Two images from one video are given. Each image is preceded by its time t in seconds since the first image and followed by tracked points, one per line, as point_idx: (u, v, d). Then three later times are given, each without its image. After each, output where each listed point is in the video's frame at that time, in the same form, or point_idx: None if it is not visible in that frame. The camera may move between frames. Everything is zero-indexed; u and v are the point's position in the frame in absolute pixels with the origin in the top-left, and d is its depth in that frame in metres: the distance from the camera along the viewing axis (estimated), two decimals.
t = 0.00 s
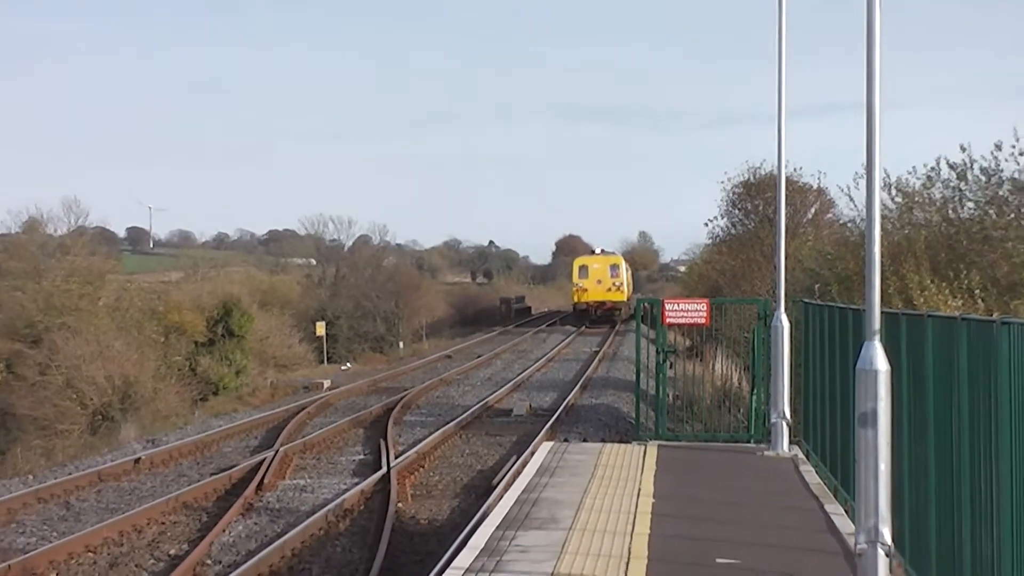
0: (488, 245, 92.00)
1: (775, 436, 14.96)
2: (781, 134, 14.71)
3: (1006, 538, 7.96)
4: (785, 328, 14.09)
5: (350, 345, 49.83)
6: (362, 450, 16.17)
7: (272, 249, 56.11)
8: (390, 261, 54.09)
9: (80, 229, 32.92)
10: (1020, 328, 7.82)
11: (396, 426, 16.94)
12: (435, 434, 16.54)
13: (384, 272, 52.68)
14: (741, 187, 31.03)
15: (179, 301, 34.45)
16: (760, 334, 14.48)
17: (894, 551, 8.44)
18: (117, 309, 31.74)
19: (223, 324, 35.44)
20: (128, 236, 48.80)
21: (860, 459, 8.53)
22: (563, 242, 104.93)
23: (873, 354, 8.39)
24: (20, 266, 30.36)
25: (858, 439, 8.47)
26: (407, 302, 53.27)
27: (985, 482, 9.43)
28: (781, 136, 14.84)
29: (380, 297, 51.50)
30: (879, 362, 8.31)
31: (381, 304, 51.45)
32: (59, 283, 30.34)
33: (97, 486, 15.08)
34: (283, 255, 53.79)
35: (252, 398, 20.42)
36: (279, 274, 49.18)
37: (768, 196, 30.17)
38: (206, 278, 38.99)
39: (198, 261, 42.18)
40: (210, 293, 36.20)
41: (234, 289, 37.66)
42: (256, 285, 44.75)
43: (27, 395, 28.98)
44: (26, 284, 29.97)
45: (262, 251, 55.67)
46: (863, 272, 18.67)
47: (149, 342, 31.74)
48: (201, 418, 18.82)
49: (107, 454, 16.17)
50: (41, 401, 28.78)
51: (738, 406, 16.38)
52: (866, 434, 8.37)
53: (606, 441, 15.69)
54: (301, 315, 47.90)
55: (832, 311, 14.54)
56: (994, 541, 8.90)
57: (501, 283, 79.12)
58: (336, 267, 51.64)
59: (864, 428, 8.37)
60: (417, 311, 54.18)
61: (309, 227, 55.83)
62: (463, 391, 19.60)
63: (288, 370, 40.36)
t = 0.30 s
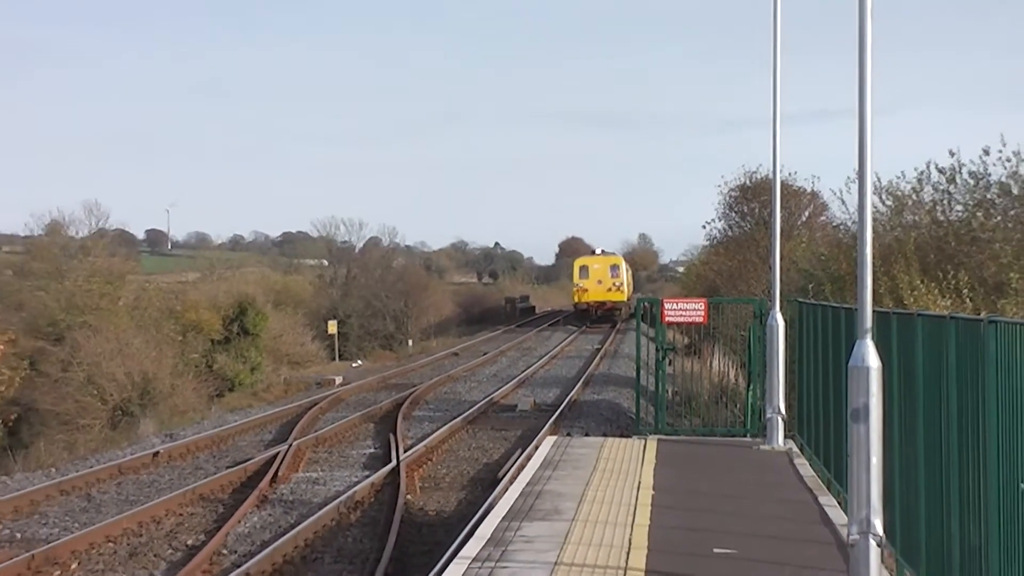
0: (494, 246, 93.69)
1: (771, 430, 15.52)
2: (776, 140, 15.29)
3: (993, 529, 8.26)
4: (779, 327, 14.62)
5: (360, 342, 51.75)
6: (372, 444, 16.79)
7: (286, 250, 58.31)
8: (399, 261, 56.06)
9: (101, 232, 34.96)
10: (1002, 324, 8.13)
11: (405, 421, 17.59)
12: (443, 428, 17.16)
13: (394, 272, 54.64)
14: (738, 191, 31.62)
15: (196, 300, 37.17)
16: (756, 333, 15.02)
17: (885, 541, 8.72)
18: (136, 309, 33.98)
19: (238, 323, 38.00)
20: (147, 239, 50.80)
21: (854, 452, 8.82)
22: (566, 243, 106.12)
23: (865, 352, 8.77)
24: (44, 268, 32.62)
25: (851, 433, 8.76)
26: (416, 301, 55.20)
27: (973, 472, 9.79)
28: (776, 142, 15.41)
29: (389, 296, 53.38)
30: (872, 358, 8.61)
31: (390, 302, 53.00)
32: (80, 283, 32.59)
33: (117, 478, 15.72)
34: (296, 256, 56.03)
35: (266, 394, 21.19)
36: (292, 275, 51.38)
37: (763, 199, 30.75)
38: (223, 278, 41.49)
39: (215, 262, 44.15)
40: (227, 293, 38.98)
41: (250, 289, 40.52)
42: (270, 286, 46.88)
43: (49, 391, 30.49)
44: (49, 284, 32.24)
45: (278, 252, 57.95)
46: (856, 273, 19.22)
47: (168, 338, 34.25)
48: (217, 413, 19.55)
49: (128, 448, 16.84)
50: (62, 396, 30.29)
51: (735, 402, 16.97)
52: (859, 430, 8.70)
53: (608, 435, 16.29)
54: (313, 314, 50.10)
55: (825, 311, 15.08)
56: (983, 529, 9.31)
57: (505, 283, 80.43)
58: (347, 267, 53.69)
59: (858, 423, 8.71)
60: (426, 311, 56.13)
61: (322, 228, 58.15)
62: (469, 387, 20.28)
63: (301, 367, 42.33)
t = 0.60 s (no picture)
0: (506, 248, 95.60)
1: (773, 425, 16.05)
2: (778, 146, 15.84)
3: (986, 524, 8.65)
4: (782, 326, 15.10)
5: (377, 340, 53.57)
6: (388, 438, 17.47)
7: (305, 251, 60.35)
8: (414, 262, 57.92)
9: (126, 236, 37.23)
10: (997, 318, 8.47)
11: (420, 416, 18.34)
12: (457, 423, 17.84)
13: (409, 271, 56.58)
14: (741, 194, 32.19)
15: (219, 299, 39.06)
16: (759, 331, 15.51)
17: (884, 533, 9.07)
18: (160, 309, 35.42)
19: (259, 321, 39.61)
20: (170, 239, 53.04)
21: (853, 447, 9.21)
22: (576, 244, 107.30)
23: (865, 350, 9.19)
24: (72, 268, 34.64)
25: (851, 429, 9.13)
26: (431, 300, 57.08)
27: (965, 465, 10.19)
28: (778, 147, 15.94)
29: (405, 295, 55.22)
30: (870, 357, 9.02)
31: (406, 302, 54.99)
32: (107, 283, 34.44)
33: (143, 471, 16.37)
34: (315, 257, 58.18)
35: (286, 391, 22.00)
36: (311, 275, 53.55)
37: (765, 201, 31.31)
38: (244, 278, 43.77)
39: (236, 264, 46.08)
40: (248, 293, 40.78)
41: (269, 289, 42.67)
42: (289, 286, 49.05)
43: (77, 386, 32.18)
44: (77, 284, 34.21)
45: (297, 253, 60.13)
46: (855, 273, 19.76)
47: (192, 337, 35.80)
48: (238, 409, 20.28)
49: (153, 442, 17.53)
50: (90, 392, 31.99)
51: (738, 397, 17.56)
52: (858, 425, 9.11)
53: (617, 429, 16.89)
54: (331, 313, 52.10)
55: (826, 310, 15.59)
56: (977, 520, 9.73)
57: (516, 284, 81.82)
58: (364, 268, 55.66)
59: (857, 418, 9.13)
60: (440, 308, 58.02)
61: (339, 231, 60.30)
62: (482, 384, 21.06)
63: (319, 362, 44.29)
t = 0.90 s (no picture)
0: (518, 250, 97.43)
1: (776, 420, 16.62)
2: (778, 151, 16.41)
3: (983, 518, 9.11)
4: (784, 325, 15.59)
5: (393, 338, 54.94)
6: (404, 433, 18.19)
7: (324, 254, 62.32)
8: (429, 263, 59.66)
9: (149, 237, 39.63)
10: (994, 320, 8.92)
11: (435, 412, 19.11)
12: (470, 419, 18.56)
13: (423, 272, 58.35)
14: (744, 197, 32.82)
15: (239, 299, 41.61)
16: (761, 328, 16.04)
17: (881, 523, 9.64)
18: (184, 307, 38.07)
19: (279, 320, 42.11)
20: (192, 244, 55.54)
21: (853, 441, 9.72)
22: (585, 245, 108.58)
23: (864, 349, 9.73)
24: (100, 270, 37.07)
25: (850, 423, 9.68)
26: (445, 300, 58.75)
27: (960, 459, 10.72)
28: (779, 152, 16.51)
29: (420, 295, 56.75)
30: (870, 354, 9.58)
31: (421, 302, 56.51)
32: (132, 283, 36.85)
33: (167, 465, 17.01)
34: (333, 259, 60.16)
35: (305, 388, 22.81)
36: (330, 276, 55.51)
37: (767, 204, 31.91)
38: (265, 278, 46.29)
39: (257, 266, 48.03)
40: (268, 293, 43.37)
41: (287, 290, 45.20)
42: (308, 286, 51.07)
43: (102, 383, 34.20)
44: (103, 283, 36.71)
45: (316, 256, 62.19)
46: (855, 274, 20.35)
47: (215, 334, 38.06)
48: (259, 404, 21.00)
49: (176, 437, 18.23)
50: (117, 388, 34.11)
51: (740, 395, 17.99)
52: (857, 421, 9.65)
53: (624, 425, 17.54)
54: (349, 310, 53.92)
55: (826, 309, 16.14)
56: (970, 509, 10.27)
57: (527, 285, 83.31)
58: (380, 269, 57.22)
59: (856, 415, 9.68)
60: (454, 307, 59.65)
61: (357, 235, 62.24)
62: (494, 381, 21.86)
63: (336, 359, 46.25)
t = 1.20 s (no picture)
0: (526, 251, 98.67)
1: (775, 416, 17.20)
2: (779, 156, 16.96)
3: (975, 509, 9.66)
4: (783, 324, 16.14)
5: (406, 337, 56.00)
6: (415, 428, 18.81)
7: (338, 256, 63.62)
8: (441, 264, 60.74)
9: (172, 239, 40.87)
10: (988, 323, 9.42)
11: (446, 408, 19.74)
12: (480, 415, 19.18)
13: (436, 272, 59.43)
14: (745, 201, 33.42)
15: (258, 299, 42.63)
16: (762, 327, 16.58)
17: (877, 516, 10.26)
18: (204, 307, 39.28)
19: (296, 319, 43.00)
20: (210, 245, 56.57)
21: (850, 436, 10.31)
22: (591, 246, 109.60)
23: (860, 347, 10.30)
24: (123, 270, 38.45)
25: (847, 419, 10.29)
26: (456, 301, 60.04)
27: (952, 452, 11.28)
28: (779, 157, 17.06)
29: (432, 295, 58.06)
30: (867, 353, 10.16)
31: (433, 301, 57.84)
32: (154, 284, 38.18)
33: (187, 460, 17.62)
34: (348, 261, 61.39)
35: (321, 384, 23.56)
36: (345, 277, 56.67)
37: (767, 207, 32.49)
38: (283, 278, 47.50)
39: (274, 267, 49.15)
40: (285, 292, 44.42)
41: (304, 290, 46.26)
42: (324, 287, 52.13)
43: (125, 380, 35.56)
44: (126, 285, 37.98)
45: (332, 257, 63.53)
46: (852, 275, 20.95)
47: (232, 333, 39.14)
48: (275, 401, 21.65)
49: (197, 432, 18.90)
50: (138, 385, 35.26)
51: (740, 391, 18.62)
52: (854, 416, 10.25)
53: (629, 420, 18.16)
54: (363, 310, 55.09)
55: (824, 309, 16.69)
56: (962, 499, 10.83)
57: (535, 286, 84.35)
58: (393, 270, 58.32)
59: (853, 411, 10.27)
60: (465, 307, 60.92)
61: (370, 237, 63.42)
62: (505, 378, 22.53)
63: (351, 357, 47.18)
